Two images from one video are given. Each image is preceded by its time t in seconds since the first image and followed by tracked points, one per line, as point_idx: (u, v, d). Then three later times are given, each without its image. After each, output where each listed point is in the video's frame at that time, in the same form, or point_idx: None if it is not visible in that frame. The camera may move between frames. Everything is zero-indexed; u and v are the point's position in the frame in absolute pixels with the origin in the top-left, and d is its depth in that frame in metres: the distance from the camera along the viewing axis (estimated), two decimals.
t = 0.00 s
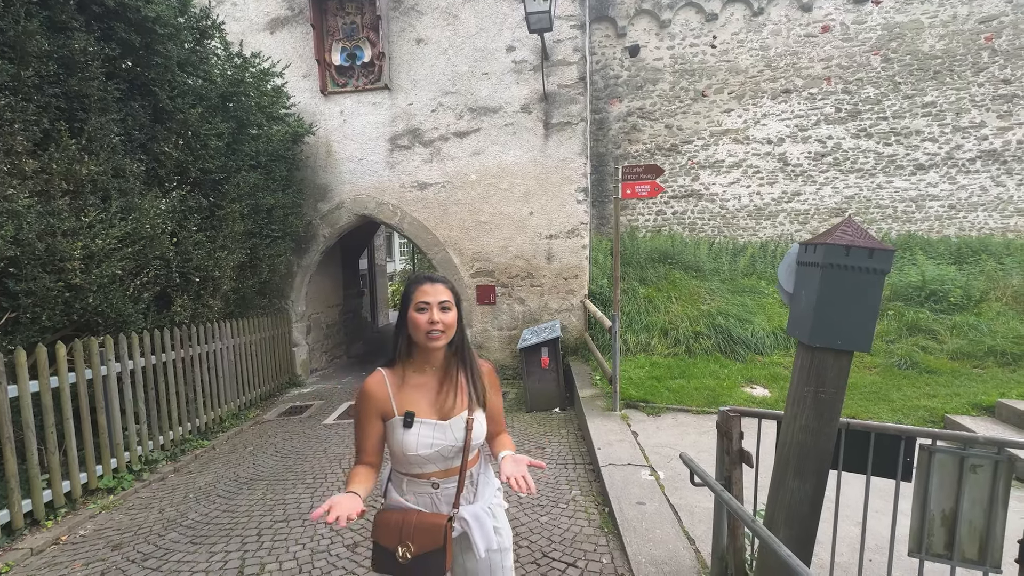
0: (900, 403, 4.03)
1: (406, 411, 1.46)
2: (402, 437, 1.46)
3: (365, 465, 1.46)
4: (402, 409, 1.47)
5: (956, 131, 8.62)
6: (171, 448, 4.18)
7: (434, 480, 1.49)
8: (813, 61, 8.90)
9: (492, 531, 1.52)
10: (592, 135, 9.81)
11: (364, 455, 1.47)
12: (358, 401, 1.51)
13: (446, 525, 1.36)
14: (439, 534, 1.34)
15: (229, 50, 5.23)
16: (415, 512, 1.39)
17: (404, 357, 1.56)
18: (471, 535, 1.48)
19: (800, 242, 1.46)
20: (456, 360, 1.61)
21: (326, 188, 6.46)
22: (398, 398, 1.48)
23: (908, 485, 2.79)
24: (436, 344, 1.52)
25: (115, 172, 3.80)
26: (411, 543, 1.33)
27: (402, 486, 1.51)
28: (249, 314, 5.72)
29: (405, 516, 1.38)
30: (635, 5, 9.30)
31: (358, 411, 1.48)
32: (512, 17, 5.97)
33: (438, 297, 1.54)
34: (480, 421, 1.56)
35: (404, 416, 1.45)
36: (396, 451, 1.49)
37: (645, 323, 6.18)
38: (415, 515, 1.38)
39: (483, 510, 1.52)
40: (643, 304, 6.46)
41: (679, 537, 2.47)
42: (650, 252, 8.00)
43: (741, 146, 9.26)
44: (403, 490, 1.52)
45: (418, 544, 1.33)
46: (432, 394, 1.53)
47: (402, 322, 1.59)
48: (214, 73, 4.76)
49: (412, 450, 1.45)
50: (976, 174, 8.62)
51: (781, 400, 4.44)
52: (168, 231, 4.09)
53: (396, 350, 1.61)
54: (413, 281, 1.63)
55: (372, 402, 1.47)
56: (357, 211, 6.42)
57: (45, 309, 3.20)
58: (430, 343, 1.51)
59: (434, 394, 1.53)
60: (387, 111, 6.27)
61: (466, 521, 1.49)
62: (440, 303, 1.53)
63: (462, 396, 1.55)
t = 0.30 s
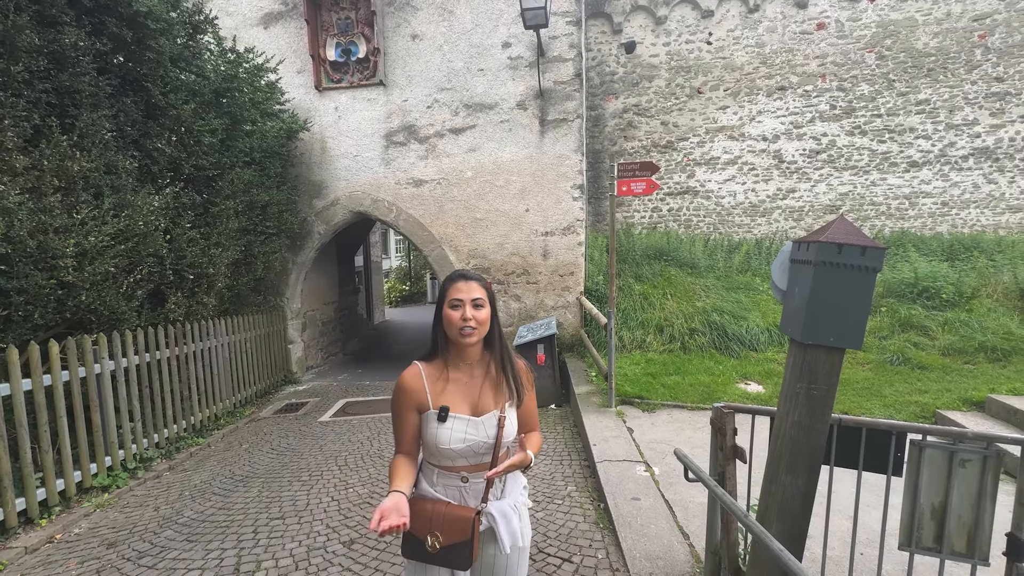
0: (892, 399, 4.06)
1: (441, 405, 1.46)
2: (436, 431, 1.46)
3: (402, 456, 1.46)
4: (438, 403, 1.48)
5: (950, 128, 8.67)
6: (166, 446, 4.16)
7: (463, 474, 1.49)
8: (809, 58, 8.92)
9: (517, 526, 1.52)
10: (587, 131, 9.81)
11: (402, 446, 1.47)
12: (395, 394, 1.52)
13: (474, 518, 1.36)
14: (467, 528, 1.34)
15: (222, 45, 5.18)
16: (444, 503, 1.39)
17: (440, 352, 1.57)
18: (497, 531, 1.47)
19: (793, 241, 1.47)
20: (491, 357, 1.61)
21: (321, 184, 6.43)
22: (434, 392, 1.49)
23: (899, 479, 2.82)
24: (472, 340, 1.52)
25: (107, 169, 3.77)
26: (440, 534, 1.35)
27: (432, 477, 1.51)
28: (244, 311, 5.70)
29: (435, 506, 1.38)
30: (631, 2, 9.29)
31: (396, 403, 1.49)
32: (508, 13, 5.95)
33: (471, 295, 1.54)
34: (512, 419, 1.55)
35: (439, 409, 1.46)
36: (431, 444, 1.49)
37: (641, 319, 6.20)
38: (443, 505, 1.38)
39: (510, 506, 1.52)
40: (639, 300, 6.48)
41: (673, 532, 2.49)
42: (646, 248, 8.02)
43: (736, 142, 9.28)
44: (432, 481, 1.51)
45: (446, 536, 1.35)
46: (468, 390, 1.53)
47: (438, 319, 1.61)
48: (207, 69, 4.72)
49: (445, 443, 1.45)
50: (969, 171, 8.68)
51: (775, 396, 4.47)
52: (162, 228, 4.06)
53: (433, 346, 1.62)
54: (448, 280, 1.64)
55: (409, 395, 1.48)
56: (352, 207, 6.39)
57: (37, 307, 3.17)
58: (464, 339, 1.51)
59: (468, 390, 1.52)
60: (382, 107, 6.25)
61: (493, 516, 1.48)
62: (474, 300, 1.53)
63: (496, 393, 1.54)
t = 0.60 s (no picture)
0: (882, 396, 4.11)
1: (451, 403, 1.46)
2: (445, 428, 1.46)
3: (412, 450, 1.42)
4: (448, 401, 1.47)
5: (939, 128, 8.75)
6: (158, 447, 4.13)
7: (472, 469, 1.49)
8: (801, 58, 8.97)
9: (526, 522, 1.53)
10: (581, 131, 9.82)
11: (410, 441, 1.45)
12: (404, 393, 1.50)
13: (483, 514, 1.36)
14: (476, 524, 1.34)
15: (214, 43, 5.14)
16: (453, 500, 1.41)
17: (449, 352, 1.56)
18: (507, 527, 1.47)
19: (785, 240, 1.47)
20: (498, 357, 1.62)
21: (314, 183, 6.40)
22: (443, 390, 1.48)
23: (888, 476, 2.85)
24: (482, 340, 1.52)
25: (97, 167, 3.73)
26: (450, 530, 1.36)
27: (441, 473, 1.51)
28: (237, 310, 5.66)
29: (445, 502, 1.39)
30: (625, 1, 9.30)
31: (404, 401, 1.48)
32: (502, 12, 5.94)
33: (480, 297, 1.54)
34: (519, 416, 1.57)
35: (448, 407, 1.45)
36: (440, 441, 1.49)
37: (635, 318, 6.22)
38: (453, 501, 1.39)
39: (518, 501, 1.52)
40: (633, 299, 6.51)
41: (666, 529, 2.50)
42: (640, 247, 8.04)
43: (730, 142, 9.33)
44: (442, 477, 1.51)
45: (457, 532, 1.35)
46: (477, 388, 1.53)
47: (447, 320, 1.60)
48: (199, 66, 4.69)
49: (455, 440, 1.46)
50: (958, 171, 8.78)
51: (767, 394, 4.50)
52: (153, 227, 4.03)
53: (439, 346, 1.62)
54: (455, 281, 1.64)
55: (418, 394, 1.46)
56: (346, 206, 6.37)
57: (26, 307, 3.14)
58: (473, 340, 1.51)
59: (478, 388, 1.53)
60: (375, 106, 6.22)
61: (502, 511, 1.47)
62: (483, 302, 1.53)
63: (503, 392, 1.55)
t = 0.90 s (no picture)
0: (870, 396, 4.15)
1: (453, 403, 1.44)
2: (448, 428, 1.43)
3: (414, 456, 1.37)
4: (449, 402, 1.46)
5: (925, 131, 8.88)
6: (146, 451, 4.08)
7: (475, 466, 1.49)
8: (790, 62, 9.07)
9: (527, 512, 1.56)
10: (574, 132, 9.84)
11: (412, 445, 1.40)
12: (401, 398, 1.46)
13: (493, 506, 1.37)
14: (488, 518, 1.35)
15: (203, 43, 5.10)
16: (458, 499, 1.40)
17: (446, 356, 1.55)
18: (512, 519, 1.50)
19: (773, 243, 1.49)
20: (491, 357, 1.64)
21: (306, 185, 6.37)
22: (443, 392, 1.47)
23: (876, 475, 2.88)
24: (480, 343, 1.53)
25: (84, 168, 3.69)
26: (462, 529, 1.35)
27: (443, 476, 1.48)
28: (227, 313, 5.61)
29: (454, 504, 1.37)
30: (617, 4, 9.35)
31: (402, 406, 1.44)
32: (494, 14, 5.95)
33: (477, 301, 1.53)
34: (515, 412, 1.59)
35: (450, 407, 1.44)
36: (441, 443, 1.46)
37: (627, 319, 6.24)
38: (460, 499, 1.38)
39: (519, 493, 1.55)
40: (625, 301, 6.53)
41: (658, 530, 2.51)
42: (632, 249, 8.08)
43: (721, 144, 9.40)
44: (443, 480, 1.48)
45: (468, 529, 1.35)
46: (475, 389, 1.53)
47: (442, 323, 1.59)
48: (188, 66, 4.65)
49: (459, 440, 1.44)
50: (944, 174, 8.91)
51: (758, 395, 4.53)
52: (141, 228, 3.98)
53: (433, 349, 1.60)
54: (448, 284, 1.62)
55: (419, 397, 1.43)
56: (337, 208, 6.34)
57: (10, 311, 3.09)
58: (472, 342, 1.51)
59: (475, 388, 1.53)
60: (367, 107, 6.20)
61: (507, 504, 1.49)
62: (480, 306, 1.53)
63: (498, 391, 1.57)
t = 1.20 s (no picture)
0: (855, 399, 4.20)
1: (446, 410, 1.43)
2: (443, 436, 1.41)
3: (418, 472, 1.32)
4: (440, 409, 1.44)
5: (907, 138, 9.06)
6: (129, 461, 4.00)
7: (465, 471, 1.49)
8: (776, 69, 9.21)
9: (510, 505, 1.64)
10: (564, 137, 9.89)
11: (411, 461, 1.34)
12: (389, 412, 1.38)
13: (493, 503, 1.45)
14: (491, 515, 1.42)
15: (189, 46, 5.05)
16: (456, 506, 1.42)
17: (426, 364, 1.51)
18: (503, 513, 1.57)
19: (757, 251, 1.50)
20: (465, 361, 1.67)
21: (294, 189, 6.32)
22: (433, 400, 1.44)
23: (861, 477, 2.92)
24: (464, 349, 1.54)
25: (66, 173, 3.64)
26: (470, 533, 1.39)
27: (435, 488, 1.44)
28: (213, 319, 5.53)
29: (455, 512, 1.39)
30: (606, 10, 9.44)
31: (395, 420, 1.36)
32: (483, 20, 5.97)
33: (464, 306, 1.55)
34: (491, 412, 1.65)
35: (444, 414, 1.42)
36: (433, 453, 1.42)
37: (617, 324, 6.27)
38: (460, 505, 1.41)
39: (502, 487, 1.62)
40: (615, 305, 6.56)
41: (647, 536, 2.51)
42: (621, 254, 8.12)
43: (708, 150, 9.51)
44: (435, 493, 1.45)
45: (475, 531, 1.40)
46: (459, 393, 1.54)
47: (422, 330, 1.55)
48: (174, 70, 4.60)
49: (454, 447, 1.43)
50: (925, 180, 9.09)
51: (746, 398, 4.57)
52: (124, 233, 3.92)
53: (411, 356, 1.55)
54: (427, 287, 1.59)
55: (412, 409, 1.38)
56: (326, 212, 6.31)
57: None
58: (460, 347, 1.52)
59: (460, 393, 1.54)
60: (357, 111, 6.18)
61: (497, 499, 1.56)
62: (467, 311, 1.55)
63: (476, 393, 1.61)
